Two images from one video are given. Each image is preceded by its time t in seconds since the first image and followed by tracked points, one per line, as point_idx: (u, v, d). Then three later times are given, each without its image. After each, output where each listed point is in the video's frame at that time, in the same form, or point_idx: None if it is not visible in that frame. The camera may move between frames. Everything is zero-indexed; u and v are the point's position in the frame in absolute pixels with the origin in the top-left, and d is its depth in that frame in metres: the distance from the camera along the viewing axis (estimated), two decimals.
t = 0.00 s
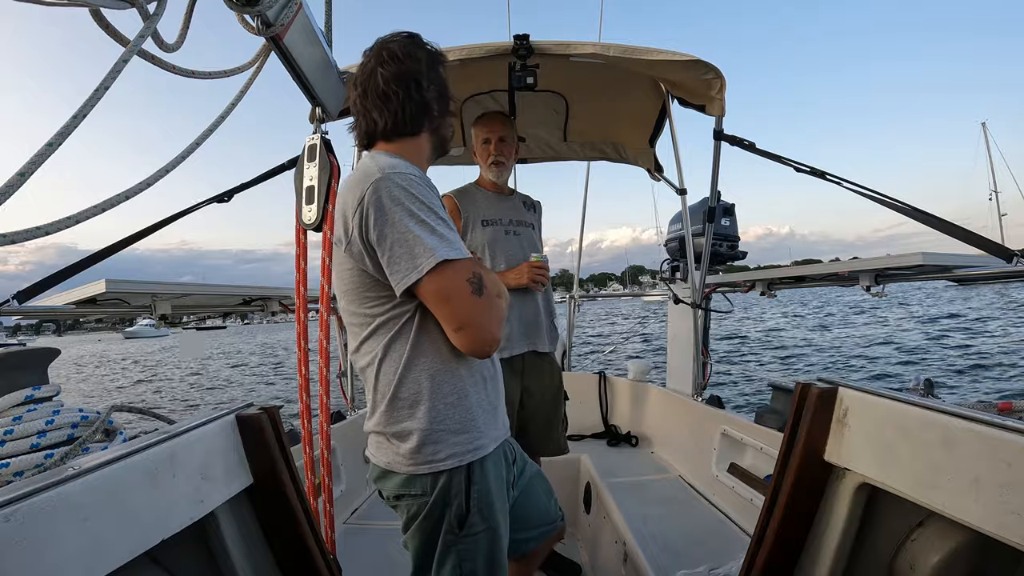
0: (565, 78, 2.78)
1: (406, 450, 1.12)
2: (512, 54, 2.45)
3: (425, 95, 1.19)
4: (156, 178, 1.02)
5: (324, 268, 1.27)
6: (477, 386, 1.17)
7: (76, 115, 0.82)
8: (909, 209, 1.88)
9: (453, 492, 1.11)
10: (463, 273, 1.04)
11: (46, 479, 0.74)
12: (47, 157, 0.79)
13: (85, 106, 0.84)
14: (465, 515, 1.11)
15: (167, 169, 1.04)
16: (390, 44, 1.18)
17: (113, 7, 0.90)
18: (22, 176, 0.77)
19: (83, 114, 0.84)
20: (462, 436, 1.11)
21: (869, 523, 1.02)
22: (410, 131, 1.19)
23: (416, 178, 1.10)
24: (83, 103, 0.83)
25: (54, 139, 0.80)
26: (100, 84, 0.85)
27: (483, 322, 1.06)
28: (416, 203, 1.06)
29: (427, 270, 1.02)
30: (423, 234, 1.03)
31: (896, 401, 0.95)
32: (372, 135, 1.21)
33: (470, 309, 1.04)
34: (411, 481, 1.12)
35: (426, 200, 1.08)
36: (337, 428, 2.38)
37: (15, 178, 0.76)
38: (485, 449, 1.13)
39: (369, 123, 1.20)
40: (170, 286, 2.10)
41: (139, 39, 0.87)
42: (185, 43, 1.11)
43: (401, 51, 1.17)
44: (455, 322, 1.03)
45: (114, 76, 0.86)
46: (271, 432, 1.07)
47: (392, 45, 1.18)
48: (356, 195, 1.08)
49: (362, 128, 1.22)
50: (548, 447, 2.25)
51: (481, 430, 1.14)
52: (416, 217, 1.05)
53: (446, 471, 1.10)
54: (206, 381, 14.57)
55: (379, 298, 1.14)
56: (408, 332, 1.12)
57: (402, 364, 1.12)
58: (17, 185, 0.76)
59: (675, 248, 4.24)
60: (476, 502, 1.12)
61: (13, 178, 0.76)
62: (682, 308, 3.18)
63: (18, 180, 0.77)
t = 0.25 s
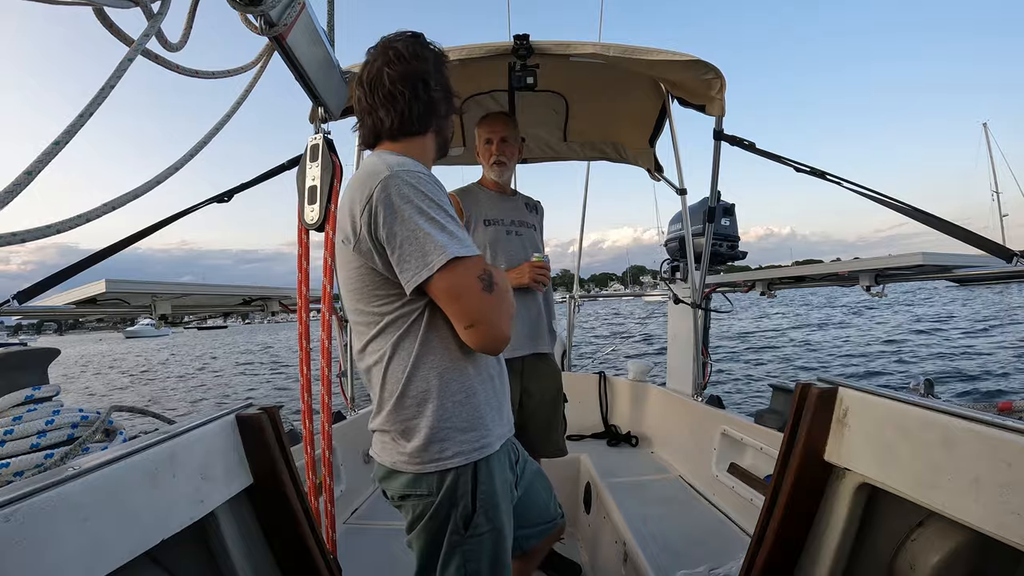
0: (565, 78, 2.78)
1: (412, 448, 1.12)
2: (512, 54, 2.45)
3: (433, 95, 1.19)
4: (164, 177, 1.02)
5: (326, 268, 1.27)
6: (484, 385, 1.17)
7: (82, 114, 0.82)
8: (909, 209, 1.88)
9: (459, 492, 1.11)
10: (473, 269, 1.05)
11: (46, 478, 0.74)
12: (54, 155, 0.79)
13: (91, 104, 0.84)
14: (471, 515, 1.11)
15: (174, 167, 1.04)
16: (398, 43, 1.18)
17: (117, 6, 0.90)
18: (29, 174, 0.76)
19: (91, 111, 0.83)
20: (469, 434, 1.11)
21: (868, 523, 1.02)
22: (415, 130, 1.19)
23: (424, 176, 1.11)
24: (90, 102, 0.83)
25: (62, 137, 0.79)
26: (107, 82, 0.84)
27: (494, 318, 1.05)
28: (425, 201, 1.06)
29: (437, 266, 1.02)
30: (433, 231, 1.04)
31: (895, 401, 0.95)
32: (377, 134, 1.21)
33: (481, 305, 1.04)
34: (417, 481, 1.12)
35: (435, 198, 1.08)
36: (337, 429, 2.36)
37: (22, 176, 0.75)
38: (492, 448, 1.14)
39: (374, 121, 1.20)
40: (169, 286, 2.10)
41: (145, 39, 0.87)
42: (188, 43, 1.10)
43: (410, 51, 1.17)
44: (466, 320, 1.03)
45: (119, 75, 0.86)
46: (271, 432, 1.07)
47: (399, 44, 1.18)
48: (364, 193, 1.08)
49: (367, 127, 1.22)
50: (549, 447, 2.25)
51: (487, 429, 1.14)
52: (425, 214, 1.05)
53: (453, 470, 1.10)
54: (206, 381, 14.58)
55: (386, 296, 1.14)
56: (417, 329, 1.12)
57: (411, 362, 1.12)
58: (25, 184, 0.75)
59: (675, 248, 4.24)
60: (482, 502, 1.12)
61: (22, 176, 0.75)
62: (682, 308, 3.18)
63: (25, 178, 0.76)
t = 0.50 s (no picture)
0: (565, 78, 2.78)
1: (414, 448, 1.12)
2: (512, 54, 2.45)
3: (434, 95, 1.19)
4: (156, 178, 1.02)
5: (324, 267, 1.26)
6: (486, 384, 1.17)
7: (77, 115, 0.82)
8: (909, 208, 1.88)
9: (462, 491, 1.11)
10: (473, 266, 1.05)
11: (47, 478, 0.73)
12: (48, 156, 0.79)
13: (86, 105, 0.84)
14: (473, 515, 1.11)
15: (167, 169, 1.04)
16: (399, 43, 1.18)
17: (114, 7, 0.90)
18: (23, 176, 0.77)
19: (84, 113, 0.84)
20: (471, 433, 1.11)
21: (869, 523, 1.02)
22: (415, 130, 1.19)
23: (424, 175, 1.11)
24: (85, 102, 0.83)
25: (57, 138, 0.80)
26: (102, 83, 0.85)
27: (495, 316, 1.05)
28: (425, 200, 1.06)
29: (438, 264, 1.02)
30: (434, 230, 1.04)
31: (896, 401, 0.95)
32: (376, 133, 1.20)
33: (481, 301, 1.04)
34: (419, 481, 1.12)
35: (435, 196, 1.08)
36: (337, 429, 2.34)
37: (16, 178, 0.75)
38: (494, 447, 1.14)
39: (373, 121, 1.19)
40: (170, 286, 2.10)
41: (139, 39, 0.87)
42: (184, 43, 1.11)
43: (410, 50, 1.18)
44: (468, 318, 1.03)
45: (115, 76, 0.86)
46: (271, 432, 1.07)
47: (400, 44, 1.18)
48: (364, 193, 1.08)
49: (367, 127, 1.21)
50: (548, 447, 2.25)
51: (489, 428, 1.14)
52: (426, 213, 1.05)
53: (456, 469, 1.10)
54: (206, 381, 14.58)
55: (387, 296, 1.14)
56: (418, 328, 1.12)
57: (413, 361, 1.12)
58: (18, 186, 0.76)
59: (675, 248, 4.24)
60: (484, 502, 1.11)
61: (15, 178, 0.75)
62: (682, 308, 3.18)
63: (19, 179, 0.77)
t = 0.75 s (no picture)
0: (565, 78, 2.78)
1: (413, 446, 1.12)
2: (512, 54, 2.45)
3: (422, 92, 1.19)
4: (152, 179, 1.02)
5: (322, 267, 1.25)
6: (484, 381, 1.17)
7: (70, 117, 0.82)
8: (909, 209, 1.88)
9: (461, 491, 1.11)
10: (471, 262, 1.05)
11: (47, 478, 0.73)
12: (42, 159, 0.79)
13: (81, 106, 0.84)
14: (472, 515, 1.11)
15: (163, 169, 1.04)
16: (385, 42, 1.18)
17: (109, 8, 0.90)
18: (17, 178, 0.76)
19: (77, 116, 0.84)
20: (470, 431, 1.11)
21: (869, 523, 1.02)
22: (407, 127, 1.19)
23: (416, 172, 1.11)
24: (79, 103, 0.83)
25: (50, 141, 0.80)
26: (97, 84, 0.85)
27: (494, 312, 1.05)
28: (419, 197, 1.06)
29: (436, 261, 1.02)
30: (429, 227, 1.04)
31: (896, 401, 0.95)
32: (368, 133, 1.20)
33: (480, 297, 1.04)
34: (419, 481, 1.12)
35: (429, 193, 1.08)
36: (337, 429, 2.34)
37: (8, 181, 0.75)
38: (493, 445, 1.14)
39: (364, 121, 1.19)
40: (170, 286, 2.10)
41: (133, 40, 0.87)
42: (180, 44, 1.11)
43: (397, 49, 1.18)
44: (467, 314, 1.03)
45: (110, 77, 0.86)
46: (271, 432, 1.07)
47: (386, 43, 1.18)
48: (358, 193, 1.09)
49: (357, 127, 1.21)
50: (547, 448, 2.24)
51: (487, 424, 1.14)
52: (420, 210, 1.05)
53: (456, 467, 1.10)
54: (207, 381, 14.58)
55: (385, 294, 1.14)
56: (417, 327, 1.12)
57: (411, 361, 1.12)
58: (12, 187, 0.75)
59: (676, 248, 4.24)
60: (482, 502, 1.11)
61: (8, 180, 0.75)
62: (682, 308, 3.18)
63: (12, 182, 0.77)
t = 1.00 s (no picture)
0: (565, 78, 2.78)
1: (417, 445, 1.11)
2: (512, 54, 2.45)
3: (419, 91, 1.19)
4: (158, 179, 1.02)
5: (326, 267, 1.25)
6: (485, 380, 1.17)
7: (79, 115, 0.82)
8: (909, 208, 1.88)
9: (464, 491, 1.11)
10: (473, 260, 1.05)
11: (46, 478, 0.73)
12: (53, 156, 0.79)
13: (90, 105, 0.84)
14: (474, 515, 1.11)
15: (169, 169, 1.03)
16: (382, 42, 1.19)
17: (116, 6, 0.90)
18: (26, 175, 0.76)
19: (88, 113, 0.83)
20: (473, 430, 1.11)
21: (869, 523, 1.02)
22: (405, 126, 1.19)
23: (418, 169, 1.10)
24: (87, 102, 0.83)
25: (61, 138, 0.80)
26: (104, 83, 0.84)
27: (496, 310, 1.05)
28: (422, 194, 1.07)
29: (439, 259, 1.02)
30: (432, 224, 1.04)
31: (896, 401, 0.95)
32: (365, 133, 1.20)
33: (482, 295, 1.04)
34: (422, 481, 1.12)
35: (431, 190, 1.08)
36: (337, 429, 2.34)
37: (19, 178, 0.75)
38: (495, 444, 1.14)
39: (361, 120, 1.19)
40: (169, 286, 2.11)
41: (142, 39, 0.87)
42: (187, 44, 1.11)
43: (394, 49, 1.18)
44: (469, 312, 1.03)
45: (118, 76, 0.86)
46: (271, 431, 1.07)
47: (383, 43, 1.18)
48: (360, 191, 1.08)
49: (354, 127, 1.21)
50: (549, 448, 2.24)
51: (490, 423, 1.15)
52: (423, 208, 1.05)
53: (459, 466, 1.10)
54: (206, 381, 14.58)
55: (387, 292, 1.14)
56: (419, 327, 1.13)
57: (414, 360, 1.12)
58: (22, 185, 0.75)
59: (675, 248, 4.24)
60: (485, 502, 1.12)
61: (17, 178, 0.75)
62: (682, 308, 3.18)
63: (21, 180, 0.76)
